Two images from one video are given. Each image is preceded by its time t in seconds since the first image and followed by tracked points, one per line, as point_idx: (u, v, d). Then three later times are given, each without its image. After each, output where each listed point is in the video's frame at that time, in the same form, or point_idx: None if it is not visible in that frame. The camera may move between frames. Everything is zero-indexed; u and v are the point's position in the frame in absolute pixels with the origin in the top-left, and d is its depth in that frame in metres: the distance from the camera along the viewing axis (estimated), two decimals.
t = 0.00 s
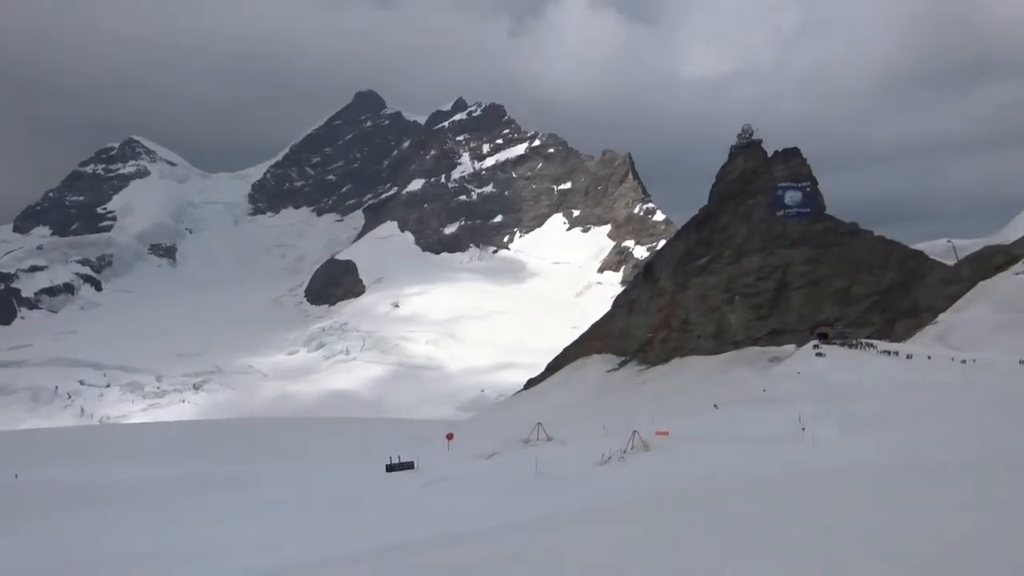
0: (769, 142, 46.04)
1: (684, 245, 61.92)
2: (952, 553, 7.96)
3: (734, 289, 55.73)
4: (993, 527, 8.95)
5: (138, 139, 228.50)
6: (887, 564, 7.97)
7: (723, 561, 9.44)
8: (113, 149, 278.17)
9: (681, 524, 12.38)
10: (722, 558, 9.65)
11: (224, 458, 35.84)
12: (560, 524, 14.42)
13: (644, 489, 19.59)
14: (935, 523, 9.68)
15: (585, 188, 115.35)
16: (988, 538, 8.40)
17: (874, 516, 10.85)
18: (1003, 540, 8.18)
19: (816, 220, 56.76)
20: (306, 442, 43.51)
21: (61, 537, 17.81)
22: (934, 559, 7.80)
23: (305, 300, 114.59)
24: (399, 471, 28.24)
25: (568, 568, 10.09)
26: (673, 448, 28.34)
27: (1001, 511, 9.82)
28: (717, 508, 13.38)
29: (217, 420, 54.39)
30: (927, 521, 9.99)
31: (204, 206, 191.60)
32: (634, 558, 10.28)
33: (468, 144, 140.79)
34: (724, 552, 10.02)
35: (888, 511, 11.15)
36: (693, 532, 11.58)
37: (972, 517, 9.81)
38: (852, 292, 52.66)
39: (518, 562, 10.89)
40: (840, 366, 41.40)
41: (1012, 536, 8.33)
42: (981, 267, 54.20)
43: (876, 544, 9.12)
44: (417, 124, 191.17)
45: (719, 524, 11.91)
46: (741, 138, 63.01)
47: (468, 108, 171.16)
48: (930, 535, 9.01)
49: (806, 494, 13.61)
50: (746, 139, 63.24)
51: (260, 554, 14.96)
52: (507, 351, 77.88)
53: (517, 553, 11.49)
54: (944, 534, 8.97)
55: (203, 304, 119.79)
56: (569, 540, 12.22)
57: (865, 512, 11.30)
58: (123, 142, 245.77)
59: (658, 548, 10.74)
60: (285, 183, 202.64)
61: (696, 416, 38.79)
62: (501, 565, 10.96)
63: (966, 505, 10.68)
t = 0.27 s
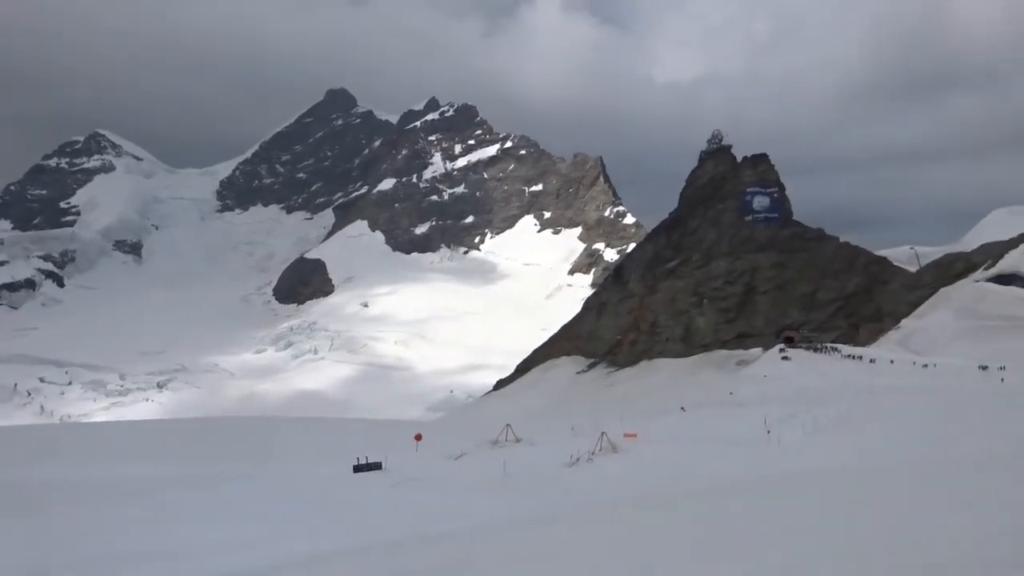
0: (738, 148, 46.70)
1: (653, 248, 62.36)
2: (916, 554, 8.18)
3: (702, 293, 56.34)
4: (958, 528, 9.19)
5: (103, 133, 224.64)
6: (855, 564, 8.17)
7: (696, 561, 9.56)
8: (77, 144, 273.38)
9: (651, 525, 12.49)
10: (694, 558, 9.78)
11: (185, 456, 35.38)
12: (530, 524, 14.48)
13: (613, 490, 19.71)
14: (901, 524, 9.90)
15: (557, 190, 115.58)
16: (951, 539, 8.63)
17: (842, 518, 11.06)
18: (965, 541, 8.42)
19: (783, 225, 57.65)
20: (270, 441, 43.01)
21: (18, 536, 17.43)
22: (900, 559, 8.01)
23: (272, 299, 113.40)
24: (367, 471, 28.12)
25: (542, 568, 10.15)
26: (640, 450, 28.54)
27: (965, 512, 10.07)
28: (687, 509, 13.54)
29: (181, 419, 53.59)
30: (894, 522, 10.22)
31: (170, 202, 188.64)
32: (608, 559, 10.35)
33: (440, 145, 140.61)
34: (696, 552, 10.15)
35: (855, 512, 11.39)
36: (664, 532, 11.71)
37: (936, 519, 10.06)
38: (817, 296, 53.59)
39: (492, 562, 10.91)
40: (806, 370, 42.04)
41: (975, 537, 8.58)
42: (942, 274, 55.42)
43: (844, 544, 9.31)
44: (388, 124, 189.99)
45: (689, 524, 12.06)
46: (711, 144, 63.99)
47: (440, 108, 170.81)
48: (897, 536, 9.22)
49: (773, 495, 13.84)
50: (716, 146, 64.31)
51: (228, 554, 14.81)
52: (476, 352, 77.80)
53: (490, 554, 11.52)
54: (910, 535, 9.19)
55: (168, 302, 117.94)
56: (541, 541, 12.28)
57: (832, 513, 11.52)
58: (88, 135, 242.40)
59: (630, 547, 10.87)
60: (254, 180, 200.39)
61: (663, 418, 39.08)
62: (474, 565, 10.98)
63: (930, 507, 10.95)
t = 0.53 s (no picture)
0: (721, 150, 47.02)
1: (634, 249, 62.50)
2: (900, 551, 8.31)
3: (682, 293, 56.66)
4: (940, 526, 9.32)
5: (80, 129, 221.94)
6: (839, 561, 8.30)
7: (683, 559, 9.62)
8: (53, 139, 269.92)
9: (635, 523, 12.56)
10: (680, 556, 9.84)
11: (163, 455, 35.15)
12: (513, 523, 14.48)
13: (594, 489, 19.73)
14: (883, 521, 10.04)
15: (539, 189, 116.05)
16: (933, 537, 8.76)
17: (825, 515, 11.18)
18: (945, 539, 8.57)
19: (763, 226, 58.17)
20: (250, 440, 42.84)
21: None
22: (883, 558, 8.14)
23: (252, 297, 112.74)
24: (346, 470, 27.95)
25: (528, 566, 10.18)
26: (621, 449, 28.59)
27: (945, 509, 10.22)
28: (670, 507, 13.61)
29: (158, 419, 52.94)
30: (876, 518, 10.36)
31: (147, 199, 186.45)
32: (595, 557, 10.40)
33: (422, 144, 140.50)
34: (682, 550, 10.22)
35: (838, 510, 11.51)
36: (648, 531, 11.75)
37: (917, 516, 10.21)
38: (796, 298, 54.16)
39: (478, 560, 10.92)
40: (785, 371, 42.40)
41: (956, 534, 8.72)
42: (918, 275, 56.12)
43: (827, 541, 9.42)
44: (370, 122, 188.52)
45: (673, 522, 12.13)
46: (692, 145, 64.40)
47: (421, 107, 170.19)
48: (881, 533, 9.34)
49: (754, 493, 13.96)
50: (697, 147, 64.72)
51: (208, 554, 14.65)
52: (457, 352, 77.86)
53: (475, 552, 11.53)
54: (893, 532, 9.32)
55: (146, 300, 116.64)
56: (524, 538, 12.32)
57: (813, 510, 11.66)
58: (64, 131, 239.46)
59: (615, 545, 10.91)
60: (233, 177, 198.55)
61: (644, 418, 39.19)
62: (460, 563, 10.98)
63: (910, 504, 11.12)
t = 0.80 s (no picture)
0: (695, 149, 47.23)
1: (606, 247, 62.60)
2: (866, 563, 8.41)
3: (654, 292, 56.89)
4: (903, 530, 9.53)
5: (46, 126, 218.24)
6: (812, 572, 8.39)
7: (655, 561, 9.68)
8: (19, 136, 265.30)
9: (613, 522, 12.48)
10: (650, 556, 9.90)
11: (126, 458, 34.52)
12: (485, 524, 14.42)
13: (567, 488, 19.74)
14: (850, 524, 10.19)
15: (511, 189, 115.48)
16: (897, 545, 8.93)
17: (796, 514, 11.32)
18: (913, 548, 8.75)
19: (734, 225, 58.62)
20: (219, 442, 42.30)
21: None
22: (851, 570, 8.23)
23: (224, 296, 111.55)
24: (319, 471, 27.70)
25: (508, 571, 10.06)
26: (594, 449, 28.64)
27: (911, 511, 10.44)
28: (639, 506, 13.68)
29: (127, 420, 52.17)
30: (844, 519, 10.54)
31: (117, 197, 183.76)
32: (574, 558, 10.28)
33: (394, 142, 140.14)
34: (665, 550, 10.14)
35: (804, 508, 11.69)
36: (617, 531, 11.75)
37: (882, 517, 10.40)
38: (767, 296, 54.68)
39: (449, 561, 10.89)
40: (757, 369, 42.70)
41: (921, 543, 8.88)
42: (886, 274, 56.85)
43: (794, 546, 9.51)
44: (343, 120, 187.90)
45: (642, 522, 12.17)
46: (664, 144, 64.73)
47: (396, 104, 169.53)
48: (848, 538, 9.52)
49: (724, 492, 14.10)
50: (669, 146, 65.08)
51: (173, 558, 14.38)
52: (431, 352, 77.73)
53: (448, 554, 11.44)
54: (862, 537, 9.46)
55: (117, 300, 114.95)
56: (498, 539, 12.28)
57: (777, 510, 11.80)
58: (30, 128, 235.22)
59: (588, 546, 10.95)
60: (204, 175, 196.50)
61: (616, 417, 39.26)
62: (438, 564, 10.80)
63: (876, 504, 11.30)
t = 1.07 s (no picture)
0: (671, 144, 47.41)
1: (583, 243, 62.71)
2: (841, 559, 8.46)
3: (631, 287, 57.05)
4: (876, 524, 9.61)
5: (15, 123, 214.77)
6: (792, 567, 8.41)
7: (630, 556, 9.68)
8: None
9: (590, 516, 12.46)
10: (626, 552, 9.90)
11: (95, 458, 34.01)
12: (461, 520, 14.36)
13: (544, 483, 19.74)
14: (823, 518, 10.26)
15: (488, 185, 115.77)
16: (871, 539, 9.00)
17: (770, 507, 11.39)
18: (886, 542, 8.83)
19: (710, 221, 58.97)
20: (192, 441, 41.84)
21: None
22: (827, 566, 8.27)
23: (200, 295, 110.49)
24: (297, 470, 27.49)
25: (485, 567, 10.00)
26: (572, 443, 28.68)
27: (882, 505, 10.54)
28: (613, 500, 13.69)
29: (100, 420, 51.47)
30: (822, 512, 10.59)
31: (91, 194, 181.23)
32: (554, 554, 10.24)
33: (371, 139, 139.46)
34: (643, 545, 10.12)
35: (778, 501, 11.76)
36: (592, 525, 11.75)
37: (855, 510, 10.49)
38: (742, 291, 55.11)
39: (423, 558, 10.81)
40: (734, 362, 42.99)
41: (895, 537, 8.97)
42: (860, 268, 57.43)
43: (769, 540, 9.55)
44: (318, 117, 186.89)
45: (617, 516, 12.17)
46: (640, 141, 64.94)
47: (373, 102, 168.79)
48: (822, 532, 9.58)
49: (698, 486, 14.16)
50: (645, 142, 65.31)
51: (144, 559, 14.18)
52: (409, 349, 77.55)
53: (422, 551, 11.36)
54: (835, 531, 9.53)
55: (92, 299, 113.49)
56: (473, 534, 12.22)
57: (751, 503, 11.87)
58: None
59: (564, 541, 10.93)
60: (177, 172, 194.62)
61: (593, 412, 39.34)
62: (416, 562, 10.70)
63: (847, 496, 11.41)
